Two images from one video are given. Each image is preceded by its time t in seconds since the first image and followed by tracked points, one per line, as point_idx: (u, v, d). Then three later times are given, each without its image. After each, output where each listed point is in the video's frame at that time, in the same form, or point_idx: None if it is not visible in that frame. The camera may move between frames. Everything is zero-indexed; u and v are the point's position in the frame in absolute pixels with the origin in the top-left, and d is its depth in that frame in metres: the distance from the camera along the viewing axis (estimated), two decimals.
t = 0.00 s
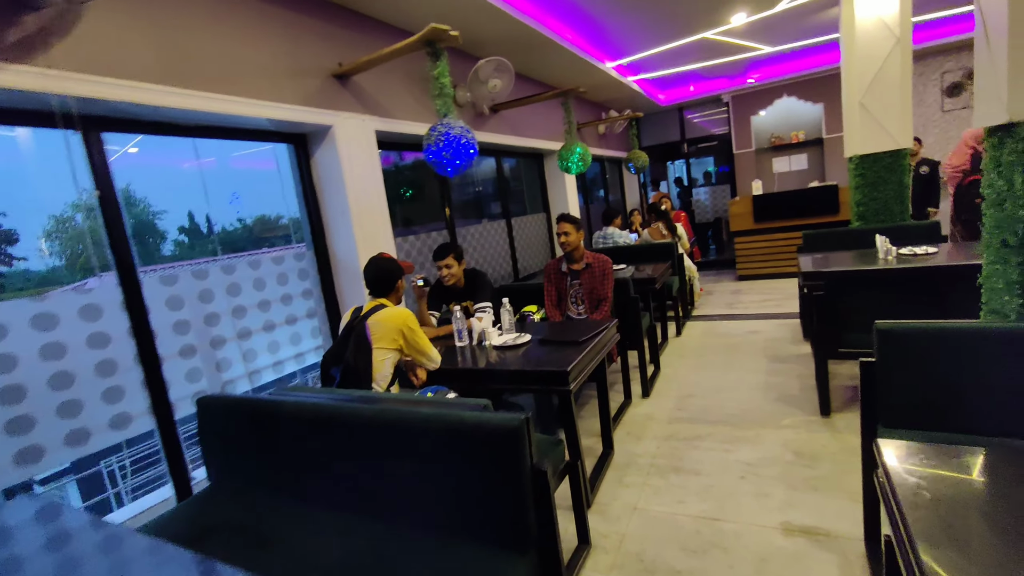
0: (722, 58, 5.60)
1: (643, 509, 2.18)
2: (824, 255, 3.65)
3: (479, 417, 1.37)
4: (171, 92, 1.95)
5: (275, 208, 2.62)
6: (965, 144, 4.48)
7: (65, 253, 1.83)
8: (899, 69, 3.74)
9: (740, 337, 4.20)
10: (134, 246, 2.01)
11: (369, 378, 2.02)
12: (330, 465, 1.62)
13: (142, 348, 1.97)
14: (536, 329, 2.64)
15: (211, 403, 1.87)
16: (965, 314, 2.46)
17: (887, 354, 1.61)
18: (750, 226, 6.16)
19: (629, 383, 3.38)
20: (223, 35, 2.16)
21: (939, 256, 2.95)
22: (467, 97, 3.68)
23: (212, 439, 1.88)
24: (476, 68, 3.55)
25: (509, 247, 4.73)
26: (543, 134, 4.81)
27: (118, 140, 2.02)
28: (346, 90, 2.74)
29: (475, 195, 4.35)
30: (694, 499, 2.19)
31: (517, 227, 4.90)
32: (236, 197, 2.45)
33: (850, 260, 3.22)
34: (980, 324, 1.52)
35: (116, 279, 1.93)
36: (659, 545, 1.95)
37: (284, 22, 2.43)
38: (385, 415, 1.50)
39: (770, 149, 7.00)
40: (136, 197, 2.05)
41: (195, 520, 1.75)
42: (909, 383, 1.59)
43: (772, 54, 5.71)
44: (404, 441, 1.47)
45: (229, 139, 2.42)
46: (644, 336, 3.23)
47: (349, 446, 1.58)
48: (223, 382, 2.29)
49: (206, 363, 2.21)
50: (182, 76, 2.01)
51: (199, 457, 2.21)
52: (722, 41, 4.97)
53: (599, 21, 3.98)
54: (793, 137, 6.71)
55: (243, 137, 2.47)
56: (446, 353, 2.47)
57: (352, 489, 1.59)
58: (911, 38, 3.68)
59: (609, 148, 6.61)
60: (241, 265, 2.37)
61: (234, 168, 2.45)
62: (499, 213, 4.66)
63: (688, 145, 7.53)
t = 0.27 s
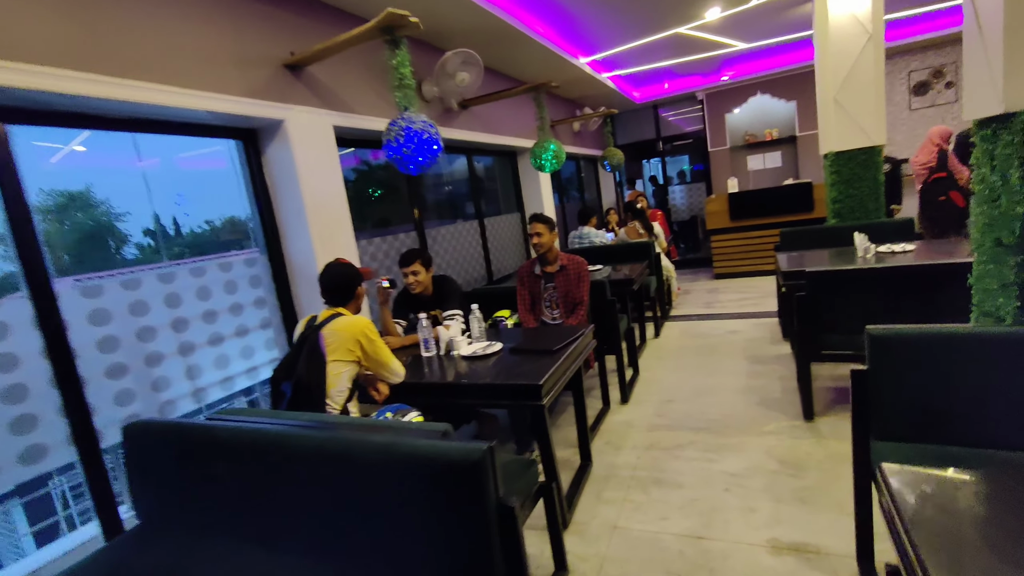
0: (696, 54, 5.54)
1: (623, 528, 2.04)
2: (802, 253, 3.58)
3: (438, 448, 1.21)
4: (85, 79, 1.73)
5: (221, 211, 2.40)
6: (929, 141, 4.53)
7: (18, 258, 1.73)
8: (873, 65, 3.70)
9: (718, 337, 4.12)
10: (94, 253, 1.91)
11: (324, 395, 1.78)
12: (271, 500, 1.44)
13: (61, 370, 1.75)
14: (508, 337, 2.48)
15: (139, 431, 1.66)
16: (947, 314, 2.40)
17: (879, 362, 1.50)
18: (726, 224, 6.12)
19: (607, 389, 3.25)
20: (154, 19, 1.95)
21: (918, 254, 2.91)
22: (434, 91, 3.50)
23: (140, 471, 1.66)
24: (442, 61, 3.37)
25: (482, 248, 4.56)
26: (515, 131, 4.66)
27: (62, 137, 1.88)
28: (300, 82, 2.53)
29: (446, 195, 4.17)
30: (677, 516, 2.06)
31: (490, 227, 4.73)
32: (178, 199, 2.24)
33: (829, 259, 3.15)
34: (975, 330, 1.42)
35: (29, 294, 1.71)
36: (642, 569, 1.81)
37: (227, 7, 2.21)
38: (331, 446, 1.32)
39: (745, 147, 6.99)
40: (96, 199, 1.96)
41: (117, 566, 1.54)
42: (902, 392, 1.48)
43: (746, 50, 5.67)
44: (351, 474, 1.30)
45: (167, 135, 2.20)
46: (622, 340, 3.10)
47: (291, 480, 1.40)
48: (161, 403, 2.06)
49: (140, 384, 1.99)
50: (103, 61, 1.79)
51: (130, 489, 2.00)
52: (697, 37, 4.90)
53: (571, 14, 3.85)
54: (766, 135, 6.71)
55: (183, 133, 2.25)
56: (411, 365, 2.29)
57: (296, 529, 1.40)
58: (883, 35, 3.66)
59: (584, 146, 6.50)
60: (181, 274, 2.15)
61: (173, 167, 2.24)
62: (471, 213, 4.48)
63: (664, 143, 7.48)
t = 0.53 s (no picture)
0: (683, 47, 5.46)
1: (611, 539, 1.95)
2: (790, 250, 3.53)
3: (409, 469, 1.09)
4: (36, 60, 1.58)
5: (184, 205, 2.25)
6: (913, 139, 4.51)
7: None
8: (862, 60, 3.66)
9: (705, 335, 4.06)
10: (70, 246, 1.84)
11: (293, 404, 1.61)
12: (227, 523, 1.30)
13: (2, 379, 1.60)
14: (491, 338, 2.37)
15: (84, 446, 1.50)
16: (939, 314, 2.35)
17: (880, 367, 1.42)
18: (712, 220, 6.07)
19: (593, 390, 3.16)
20: None
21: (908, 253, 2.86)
22: (414, 81, 3.36)
23: (85, 488, 1.51)
24: (422, 49, 3.23)
25: (465, 244, 4.43)
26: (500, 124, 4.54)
27: (24, 126, 1.77)
28: (269, 67, 2.38)
29: (428, 189, 4.03)
30: (667, 525, 1.98)
31: (473, 222, 4.59)
32: (140, 192, 2.10)
33: (819, 256, 3.10)
34: (983, 334, 1.34)
35: None
36: None
37: None
38: (293, 466, 1.19)
39: (731, 143, 6.95)
40: (71, 191, 1.88)
41: None
42: (903, 400, 1.40)
43: (733, 44, 5.61)
44: (316, 497, 1.17)
45: (123, 123, 2.04)
46: (608, 339, 3.02)
47: (250, 501, 1.27)
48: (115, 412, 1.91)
49: (91, 392, 1.83)
50: (49, 39, 1.63)
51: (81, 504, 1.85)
52: (685, 29, 4.81)
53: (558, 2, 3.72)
54: (753, 130, 6.67)
55: (141, 120, 2.09)
56: (388, 369, 2.17)
57: (256, 554, 1.28)
58: (872, 29, 3.61)
59: (570, 140, 6.39)
60: (138, 272, 2.00)
61: (131, 157, 2.07)
62: (454, 208, 4.34)
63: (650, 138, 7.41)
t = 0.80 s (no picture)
0: (676, 40, 5.38)
1: (602, 548, 1.86)
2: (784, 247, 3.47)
3: (387, 487, 0.96)
4: None
5: (150, 194, 2.10)
6: (902, 136, 4.44)
7: None
8: (858, 54, 3.60)
9: (696, 333, 4.00)
10: (42, 235, 1.74)
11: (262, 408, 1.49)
12: (183, 543, 1.17)
13: None
14: (477, 337, 2.26)
15: (24, 455, 1.36)
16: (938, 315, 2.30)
17: (891, 372, 1.33)
18: (702, 216, 6.02)
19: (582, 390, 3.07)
20: None
21: (903, 251, 2.81)
22: (400, 67, 3.23)
23: (25, 502, 1.37)
24: (408, 33, 3.10)
25: (451, 238, 4.30)
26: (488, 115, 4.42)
27: None
28: (242, 47, 2.24)
29: (414, 181, 3.90)
30: (660, 533, 1.90)
31: (460, 216, 4.47)
32: (105, 178, 1.97)
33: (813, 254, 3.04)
34: (999, 338, 1.26)
35: None
36: None
37: None
38: (256, 482, 1.06)
39: (721, 139, 6.90)
40: (46, 181, 1.80)
41: None
42: (914, 407, 1.32)
43: (725, 38, 5.54)
44: (281, 516, 1.05)
45: (79, 102, 1.87)
46: (598, 337, 2.93)
47: (208, 519, 1.13)
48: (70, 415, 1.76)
49: (42, 394, 1.68)
50: None
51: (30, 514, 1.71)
52: (678, 21, 4.72)
53: None
54: (743, 126, 6.62)
55: (99, 100, 1.93)
56: (367, 368, 2.05)
57: None
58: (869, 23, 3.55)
59: (559, 133, 6.28)
60: (97, 263, 1.84)
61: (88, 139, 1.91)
62: (440, 201, 4.21)
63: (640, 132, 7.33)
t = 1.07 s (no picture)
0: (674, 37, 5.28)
1: (599, 566, 1.76)
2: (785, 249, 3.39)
3: (365, 521, 0.84)
4: None
5: (121, 185, 1.95)
6: (902, 139, 4.40)
7: None
8: (861, 53, 3.52)
9: (693, 336, 3.91)
10: (10, 227, 1.61)
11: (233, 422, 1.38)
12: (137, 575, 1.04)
13: None
14: (469, 341, 2.15)
15: None
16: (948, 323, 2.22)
17: (916, 389, 1.24)
18: (699, 216, 5.94)
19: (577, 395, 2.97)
20: None
21: (909, 256, 2.74)
22: (391, 57, 3.10)
23: None
24: (400, 21, 2.97)
25: (443, 236, 4.18)
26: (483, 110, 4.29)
27: None
28: (221, 29, 2.10)
29: (405, 177, 3.77)
30: (659, 550, 1.80)
31: (453, 213, 4.34)
32: (72, 167, 1.82)
33: (815, 257, 2.96)
34: None
35: None
36: None
37: None
38: (218, 511, 0.93)
39: (718, 139, 6.83)
40: (27, 172, 1.69)
41: None
42: (941, 427, 1.23)
43: (725, 35, 5.45)
44: (246, 550, 0.92)
45: (41, 83, 1.72)
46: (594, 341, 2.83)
47: (166, 549, 1.01)
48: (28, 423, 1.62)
49: None
50: None
51: None
52: (678, 17, 4.62)
53: None
54: (740, 126, 6.55)
55: (64, 82, 1.78)
56: (352, 374, 1.92)
57: None
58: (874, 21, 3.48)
59: (555, 130, 6.17)
60: (59, 258, 1.69)
61: (52, 125, 1.76)
62: (433, 197, 4.08)
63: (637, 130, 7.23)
